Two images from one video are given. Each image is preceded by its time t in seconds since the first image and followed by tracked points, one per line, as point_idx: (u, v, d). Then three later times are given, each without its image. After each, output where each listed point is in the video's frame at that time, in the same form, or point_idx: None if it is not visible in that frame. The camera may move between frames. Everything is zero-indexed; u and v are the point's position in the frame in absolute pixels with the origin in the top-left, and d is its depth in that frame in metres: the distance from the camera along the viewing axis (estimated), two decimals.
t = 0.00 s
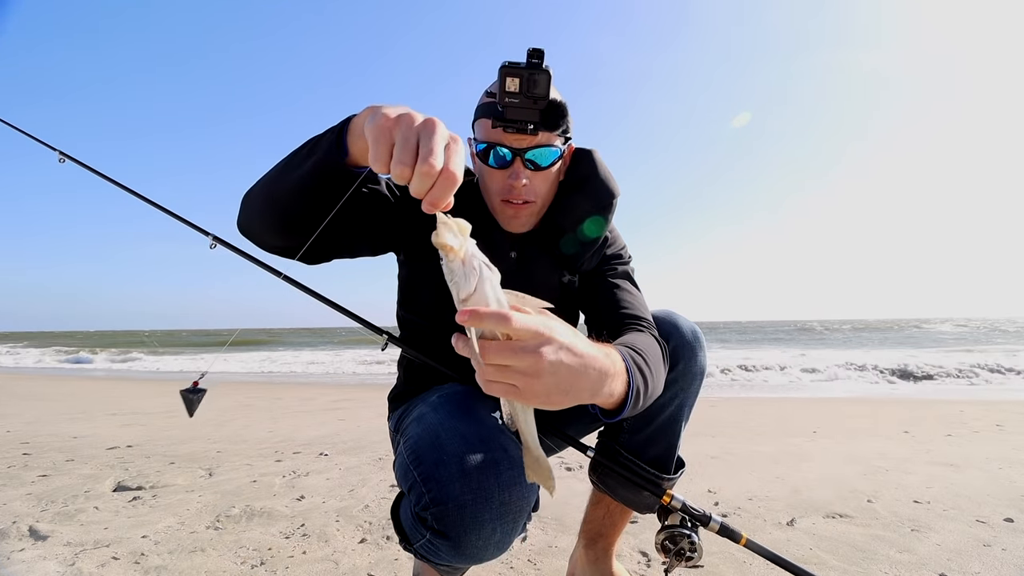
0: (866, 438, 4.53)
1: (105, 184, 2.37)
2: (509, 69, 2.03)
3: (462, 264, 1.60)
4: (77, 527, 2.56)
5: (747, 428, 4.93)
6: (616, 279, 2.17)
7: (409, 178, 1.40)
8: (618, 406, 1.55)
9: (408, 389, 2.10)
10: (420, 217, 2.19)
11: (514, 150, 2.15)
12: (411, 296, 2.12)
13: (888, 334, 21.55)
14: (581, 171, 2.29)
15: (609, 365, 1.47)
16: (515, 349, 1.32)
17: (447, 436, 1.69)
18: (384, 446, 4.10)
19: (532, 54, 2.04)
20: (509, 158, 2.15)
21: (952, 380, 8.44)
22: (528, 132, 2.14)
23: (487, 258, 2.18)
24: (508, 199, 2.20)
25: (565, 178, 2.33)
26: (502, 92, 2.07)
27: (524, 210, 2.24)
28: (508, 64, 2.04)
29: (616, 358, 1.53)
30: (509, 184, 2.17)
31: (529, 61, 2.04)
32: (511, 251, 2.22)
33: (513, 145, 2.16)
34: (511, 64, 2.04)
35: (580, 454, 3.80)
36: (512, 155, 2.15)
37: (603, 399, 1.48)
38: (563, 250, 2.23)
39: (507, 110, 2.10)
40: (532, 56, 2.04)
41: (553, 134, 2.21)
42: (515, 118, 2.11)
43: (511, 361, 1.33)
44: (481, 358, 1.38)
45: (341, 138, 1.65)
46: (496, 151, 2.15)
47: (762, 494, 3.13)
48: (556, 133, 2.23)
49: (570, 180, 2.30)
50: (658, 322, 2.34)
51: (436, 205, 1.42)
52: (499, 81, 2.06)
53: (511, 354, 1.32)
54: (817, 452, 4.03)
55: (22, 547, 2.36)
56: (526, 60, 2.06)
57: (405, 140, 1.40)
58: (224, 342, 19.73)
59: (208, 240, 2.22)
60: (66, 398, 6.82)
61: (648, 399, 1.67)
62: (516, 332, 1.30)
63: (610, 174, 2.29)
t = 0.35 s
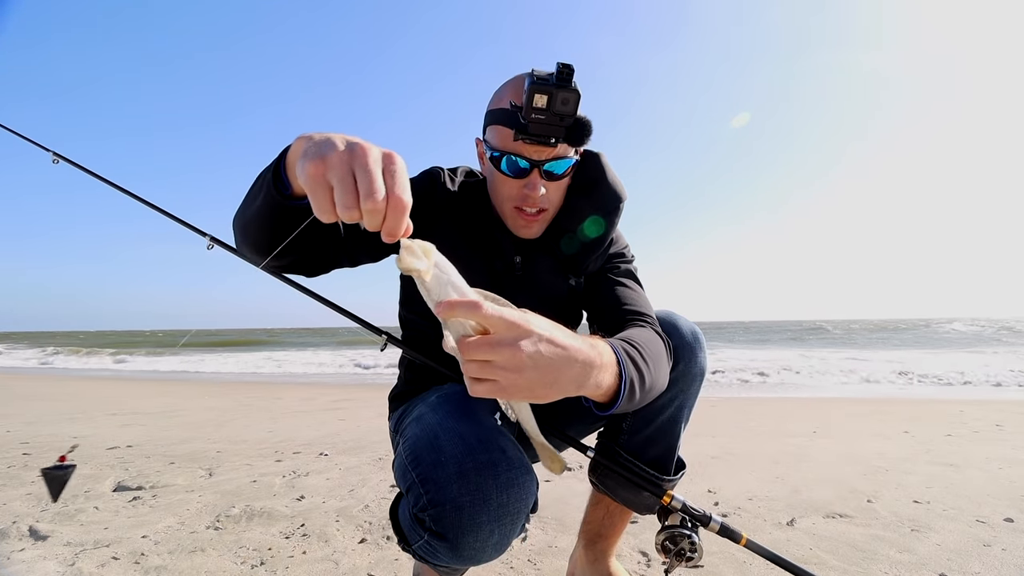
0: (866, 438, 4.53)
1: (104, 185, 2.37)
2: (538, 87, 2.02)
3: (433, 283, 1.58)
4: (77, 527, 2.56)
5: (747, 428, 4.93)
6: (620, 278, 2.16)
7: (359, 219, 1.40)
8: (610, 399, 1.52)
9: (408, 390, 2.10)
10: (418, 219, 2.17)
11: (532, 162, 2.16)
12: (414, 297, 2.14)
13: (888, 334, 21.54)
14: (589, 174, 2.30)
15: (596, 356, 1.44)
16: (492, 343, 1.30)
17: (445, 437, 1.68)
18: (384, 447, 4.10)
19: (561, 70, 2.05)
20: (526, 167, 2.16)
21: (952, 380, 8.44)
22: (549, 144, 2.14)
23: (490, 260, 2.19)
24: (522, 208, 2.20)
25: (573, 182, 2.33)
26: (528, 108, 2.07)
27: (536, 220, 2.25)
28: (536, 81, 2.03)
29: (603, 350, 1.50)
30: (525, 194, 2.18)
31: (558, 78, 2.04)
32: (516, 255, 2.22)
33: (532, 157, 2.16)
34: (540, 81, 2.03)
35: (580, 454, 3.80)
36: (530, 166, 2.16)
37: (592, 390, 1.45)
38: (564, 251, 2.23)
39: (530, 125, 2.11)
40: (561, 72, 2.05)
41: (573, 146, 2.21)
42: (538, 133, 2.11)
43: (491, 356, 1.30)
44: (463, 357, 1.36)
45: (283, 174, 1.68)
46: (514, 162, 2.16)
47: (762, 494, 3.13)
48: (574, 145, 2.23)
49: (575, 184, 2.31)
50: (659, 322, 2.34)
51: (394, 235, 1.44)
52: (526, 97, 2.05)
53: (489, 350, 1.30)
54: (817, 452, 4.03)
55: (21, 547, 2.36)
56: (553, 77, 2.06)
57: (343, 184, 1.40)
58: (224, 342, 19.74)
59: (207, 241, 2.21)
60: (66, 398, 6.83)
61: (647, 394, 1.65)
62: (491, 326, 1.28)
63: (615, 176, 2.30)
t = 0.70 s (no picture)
0: (866, 438, 4.54)
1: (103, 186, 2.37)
2: (529, 81, 2.05)
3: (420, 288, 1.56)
4: (77, 527, 2.56)
5: (747, 428, 4.93)
6: (617, 279, 2.15)
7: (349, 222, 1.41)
8: (601, 400, 1.52)
9: (408, 390, 2.10)
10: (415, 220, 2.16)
11: (525, 158, 2.16)
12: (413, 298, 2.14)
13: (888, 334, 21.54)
14: (588, 174, 2.29)
15: (584, 359, 1.44)
16: (479, 346, 1.30)
17: (444, 437, 1.69)
18: (384, 447, 4.11)
19: (553, 67, 2.08)
20: (520, 165, 2.17)
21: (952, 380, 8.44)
22: (541, 141, 2.16)
23: (489, 260, 2.19)
24: (515, 206, 2.20)
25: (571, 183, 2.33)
26: (520, 102, 2.09)
27: (529, 219, 2.25)
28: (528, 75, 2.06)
29: (592, 351, 1.49)
30: (517, 191, 2.18)
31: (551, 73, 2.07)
32: (514, 255, 2.22)
33: (525, 153, 2.17)
34: (533, 76, 2.06)
35: (580, 454, 3.80)
36: (523, 163, 2.16)
37: (581, 393, 1.44)
38: (564, 252, 2.24)
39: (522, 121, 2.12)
40: (553, 68, 2.08)
41: (566, 144, 2.22)
42: (529, 128, 2.13)
43: (478, 359, 1.30)
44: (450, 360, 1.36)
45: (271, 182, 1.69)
46: (507, 158, 2.17)
47: (762, 494, 3.13)
48: (568, 144, 2.24)
49: (574, 185, 2.32)
50: (657, 322, 2.34)
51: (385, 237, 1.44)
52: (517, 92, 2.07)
53: (476, 352, 1.29)
54: (817, 452, 4.03)
55: (22, 547, 2.36)
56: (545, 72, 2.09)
57: (330, 187, 1.40)
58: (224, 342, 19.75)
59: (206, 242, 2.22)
60: (66, 398, 6.83)
61: (639, 395, 1.65)
62: (478, 328, 1.28)
63: (615, 177, 2.30)
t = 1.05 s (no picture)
0: (866, 438, 4.53)
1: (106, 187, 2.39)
2: (518, 69, 2.13)
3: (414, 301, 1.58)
4: (77, 527, 2.56)
5: (747, 428, 4.93)
6: (617, 279, 2.15)
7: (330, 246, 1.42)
8: (599, 404, 1.52)
9: (409, 390, 2.10)
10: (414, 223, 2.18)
11: (518, 151, 2.19)
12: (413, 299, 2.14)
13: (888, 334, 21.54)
14: (587, 174, 2.30)
15: (583, 366, 1.43)
16: (479, 349, 1.29)
17: (445, 436, 1.68)
18: (384, 447, 4.11)
19: (542, 57, 2.16)
20: (513, 158, 2.19)
21: (951, 380, 8.44)
22: (533, 133, 2.19)
23: (490, 259, 2.18)
24: (509, 201, 2.23)
25: (571, 183, 2.34)
26: (509, 91, 2.15)
27: (523, 215, 2.26)
28: (517, 64, 2.13)
29: (592, 358, 1.49)
30: (510, 184, 2.20)
31: (539, 63, 2.15)
32: (514, 253, 2.21)
33: (517, 146, 2.20)
34: (521, 64, 2.13)
35: (580, 454, 3.80)
36: (516, 155, 2.19)
37: (578, 397, 1.44)
38: (565, 251, 2.23)
39: (512, 109, 2.17)
40: (541, 58, 2.15)
41: (558, 136, 2.25)
42: (520, 117, 2.18)
43: (477, 362, 1.30)
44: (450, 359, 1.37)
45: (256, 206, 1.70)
46: (500, 151, 2.20)
47: (762, 494, 3.13)
48: (561, 136, 2.26)
49: (574, 184, 2.32)
50: (658, 322, 2.33)
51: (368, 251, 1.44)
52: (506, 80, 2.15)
53: (475, 355, 1.30)
54: (817, 452, 4.03)
55: (22, 547, 2.36)
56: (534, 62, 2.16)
57: (303, 217, 1.41)
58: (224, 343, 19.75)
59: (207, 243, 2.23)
60: (66, 398, 6.84)
61: (638, 398, 1.64)
62: (478, 333, 1.28)
63: (615, 177, 2.30)
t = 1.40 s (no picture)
0: (866, 438, 4.54)
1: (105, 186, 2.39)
2: (471, 39, 2.13)
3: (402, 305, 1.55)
4: (77, 527, 2.56)
5: (748, 428, 4.93)
6: (615, 281, 2.14)
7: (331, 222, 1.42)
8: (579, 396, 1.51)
9: (410, 391, 2.11)
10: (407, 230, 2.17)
11: (486, 127, 2.21)
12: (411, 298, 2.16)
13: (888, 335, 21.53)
14: (582, 174, 2.31)
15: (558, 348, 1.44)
16: (456, 335, 1.29)
17: (449, 441, 1.69)
18: (384, 447, 4.11)
19: (496, 26, 2.16)
20: (482, 135, 2.21)
21: (951, 380, 8.44)
22: (499, 107, 2.20)
23: (485, 258, 2.20)
24: (484, 180, 2.22)
25: (565, 182, 2.34)
26: (467, 62, 2.18)
27: (500, 195, 2.22)
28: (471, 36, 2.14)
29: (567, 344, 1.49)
30: (481, 162, 2.21)
31: (492, 30, 2.15)
32: (509, 249, 2.22)
33: (485, 121, 2.22)
34: (474, 34, 2.14)
35: (580, 454, 3.80)
36: (485, 133, 2.21)
37: (560, 384, 1.43)
38: (563, 250, 2.23)
39: (473, 80, 2.20)
40: (495, 26, 2.16)
41: (525, 106, 2.22)
42: (482, 86, 2.20)
43: (456, 349, 1.29)
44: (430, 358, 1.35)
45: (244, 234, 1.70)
46: (471, 129, 2.23)
47: (762, 494, 3.13)
48: (528, 108, 2.23)
49: (572, 183, 2.31)
50: (659, 322, 2.33)
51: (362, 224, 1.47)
52: (463, 52, 2.17)
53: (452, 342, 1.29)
54: (817, 453, 4.03)
55: (22, 547, 2.36)
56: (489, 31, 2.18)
57: (301, 195, 1.43)
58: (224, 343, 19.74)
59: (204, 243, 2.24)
60: (67, 398, 6.83)
61: (627, 395, 1.64)
62: (452, 316, 1.29)
63: (613, 176, 2.31)
